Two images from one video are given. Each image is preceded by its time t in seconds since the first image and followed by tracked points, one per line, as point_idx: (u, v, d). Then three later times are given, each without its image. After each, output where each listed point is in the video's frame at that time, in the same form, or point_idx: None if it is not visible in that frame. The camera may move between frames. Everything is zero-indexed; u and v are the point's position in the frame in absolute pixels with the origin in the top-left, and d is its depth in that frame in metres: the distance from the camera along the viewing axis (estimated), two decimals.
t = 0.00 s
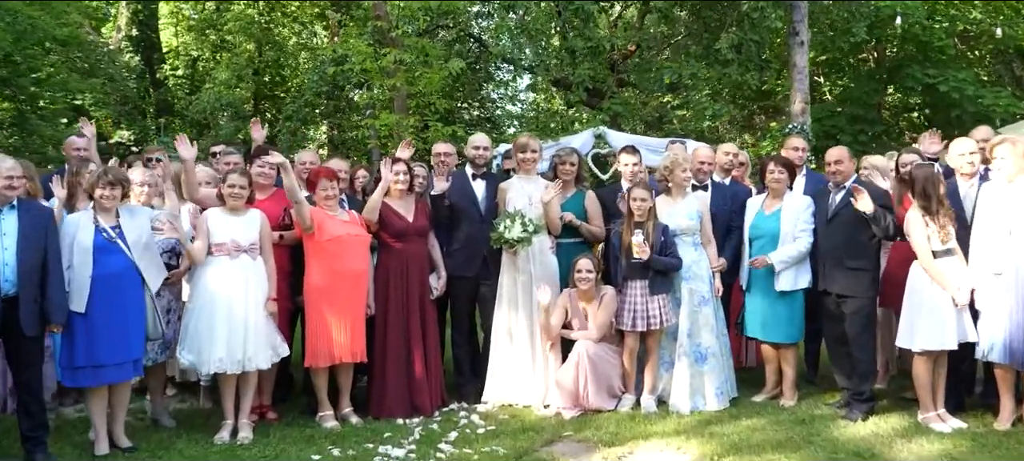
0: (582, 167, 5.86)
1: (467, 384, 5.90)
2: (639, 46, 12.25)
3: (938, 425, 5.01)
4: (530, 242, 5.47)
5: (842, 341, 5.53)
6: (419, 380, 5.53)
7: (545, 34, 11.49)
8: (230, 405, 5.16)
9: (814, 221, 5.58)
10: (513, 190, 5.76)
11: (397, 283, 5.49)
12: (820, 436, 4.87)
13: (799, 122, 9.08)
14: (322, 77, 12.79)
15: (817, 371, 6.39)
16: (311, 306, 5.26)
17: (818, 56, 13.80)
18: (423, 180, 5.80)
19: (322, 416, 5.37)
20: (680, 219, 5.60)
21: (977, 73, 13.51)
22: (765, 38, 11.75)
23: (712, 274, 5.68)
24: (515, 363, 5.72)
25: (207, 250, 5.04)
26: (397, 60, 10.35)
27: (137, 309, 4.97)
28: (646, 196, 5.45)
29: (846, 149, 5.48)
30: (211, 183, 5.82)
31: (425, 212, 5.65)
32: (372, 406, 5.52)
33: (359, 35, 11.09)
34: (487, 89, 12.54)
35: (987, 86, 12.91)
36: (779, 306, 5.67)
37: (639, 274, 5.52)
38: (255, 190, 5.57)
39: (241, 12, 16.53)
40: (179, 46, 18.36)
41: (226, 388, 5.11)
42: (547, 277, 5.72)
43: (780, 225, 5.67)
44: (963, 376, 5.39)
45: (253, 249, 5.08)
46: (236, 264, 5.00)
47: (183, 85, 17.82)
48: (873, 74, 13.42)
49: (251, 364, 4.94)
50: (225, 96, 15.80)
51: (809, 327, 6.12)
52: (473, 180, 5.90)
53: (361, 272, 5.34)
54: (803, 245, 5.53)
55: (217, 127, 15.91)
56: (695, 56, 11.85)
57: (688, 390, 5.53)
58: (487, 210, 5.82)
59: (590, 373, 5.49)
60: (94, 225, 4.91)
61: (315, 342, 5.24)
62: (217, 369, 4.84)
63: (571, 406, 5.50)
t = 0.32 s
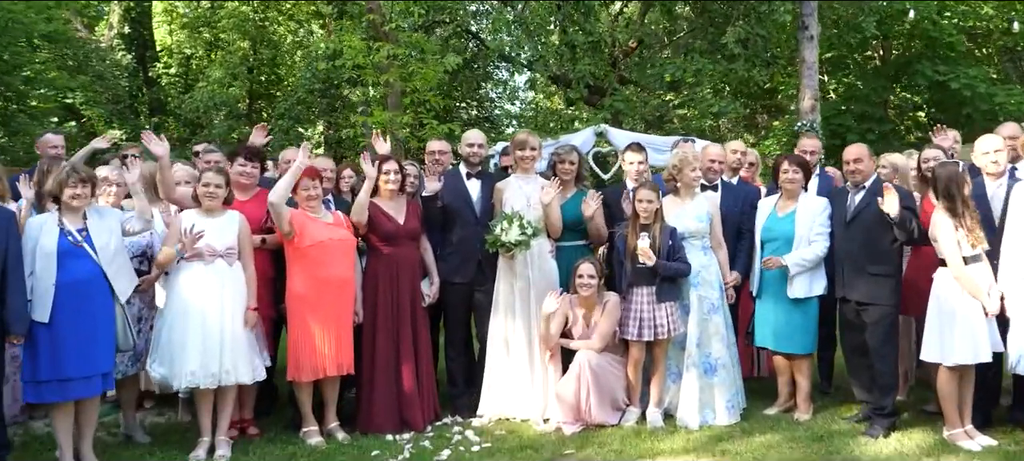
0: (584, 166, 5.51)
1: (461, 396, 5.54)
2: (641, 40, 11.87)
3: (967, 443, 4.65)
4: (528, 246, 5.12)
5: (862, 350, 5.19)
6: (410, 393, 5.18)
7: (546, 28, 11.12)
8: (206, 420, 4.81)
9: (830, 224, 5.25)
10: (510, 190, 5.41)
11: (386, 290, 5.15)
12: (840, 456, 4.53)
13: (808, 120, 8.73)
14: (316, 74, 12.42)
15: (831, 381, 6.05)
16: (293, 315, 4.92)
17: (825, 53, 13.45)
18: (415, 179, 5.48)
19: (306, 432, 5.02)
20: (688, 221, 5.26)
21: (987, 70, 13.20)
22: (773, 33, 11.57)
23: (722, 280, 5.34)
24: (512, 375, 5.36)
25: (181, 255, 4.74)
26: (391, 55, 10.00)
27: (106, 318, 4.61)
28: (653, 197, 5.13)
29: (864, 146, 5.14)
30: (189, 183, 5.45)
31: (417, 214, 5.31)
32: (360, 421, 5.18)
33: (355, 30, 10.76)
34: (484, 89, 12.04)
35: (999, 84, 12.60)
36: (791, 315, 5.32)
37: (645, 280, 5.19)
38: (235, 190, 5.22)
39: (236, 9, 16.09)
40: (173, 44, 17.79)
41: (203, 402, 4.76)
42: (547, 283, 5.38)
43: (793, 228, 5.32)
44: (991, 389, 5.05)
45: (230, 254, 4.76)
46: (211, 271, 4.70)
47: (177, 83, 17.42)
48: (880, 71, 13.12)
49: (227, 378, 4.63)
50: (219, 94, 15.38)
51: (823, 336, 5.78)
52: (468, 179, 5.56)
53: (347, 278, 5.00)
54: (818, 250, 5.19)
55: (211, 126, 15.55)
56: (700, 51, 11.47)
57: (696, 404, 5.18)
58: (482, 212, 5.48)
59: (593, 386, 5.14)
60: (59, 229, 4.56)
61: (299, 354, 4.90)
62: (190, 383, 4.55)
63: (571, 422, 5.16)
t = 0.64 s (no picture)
0: (589, 166, 5.16)
1: (458, 411, 5.19)
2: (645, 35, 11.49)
3: None
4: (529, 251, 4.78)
5: (887, 362, 4.85)
6: (403, 409, 4.83)
7: (547, 23, 10.78)
8: (183, 440, 4.45)
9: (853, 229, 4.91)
10: (509, 191, 5.07)
11: (377, 298, 4.81)
12: None
13: (820, 118, 8.39)
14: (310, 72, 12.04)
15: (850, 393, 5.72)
16: (276, 326, 4.59)
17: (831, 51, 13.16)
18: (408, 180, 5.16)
19: (291, 451, 4.67)
20: (699, 224, 4.92)
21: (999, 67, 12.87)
22: (781, 29, 11.22)
23: (737, 287, 5.00)
24: (512, 389, 5.01)
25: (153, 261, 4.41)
26: (386, 51, 9.65)
27: (73, 330, 4.26)
28: (662, 198, 4.81)
29: (890, 145, 4.81)
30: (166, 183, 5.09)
31: (411, 217, 4.96)
32: (349, 438, 4.84)
33: (350, 25, 10.41)
34: (484, 88, 11.85)
35: (1011, 82, 12.27)
36: (809, 323, 4.96)
37: (655, 287, 4.84)
38: (215, 191, 4.83)
39: (231, 7, 15.81)
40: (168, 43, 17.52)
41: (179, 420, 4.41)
42: (549, 291, 5.03)
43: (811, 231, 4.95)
44: None
45: (208, 261, 4.41)
46: (187, 279, 4.36)
47: (170, 82, 17.14)
48: (889, 69, 12.80)
49: (203, 394, 4.30)
50: (212, 93, 15.06)
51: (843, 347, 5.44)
52: (464, 180, 5.21)
53: (334, 287, 4.66)
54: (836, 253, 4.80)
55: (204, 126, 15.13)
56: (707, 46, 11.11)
57: (709, 420, 4.84)
58: (479, 214, 5.14)
59: (598, 401, 4.80)
60: (21, 233, 4.21)
61: (283, 367, 4.57)
62: (163, 400, 4.21)
63: (576, 439, 4.82)
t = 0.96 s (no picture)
0: (597, 168, 4.86)
1: (457, 429, 4.82)
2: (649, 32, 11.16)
3: None
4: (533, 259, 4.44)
5: (916, 378, 4.51)
6: (398, 429, 4.48)
7: (549, 20, 10.44)
8: None
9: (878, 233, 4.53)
10: (511, 194, 4.72)
11: (370, 310, 4.47)
12: None
13: (834, 117, 8.05)
14: (304, 70, 11.63)
15: (872, 408, 5.39)
16: (261, 341, 4.25)
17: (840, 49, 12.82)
18: (404, 184, 4.88)
19: None
20: (716, 230, 4.58)
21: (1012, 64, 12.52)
22: (790, 25, 10.87)
23: (755, 298, 4.66)
24: (514, 408, 4.65)
25: (128, 270, 4.11)
26: (382, 46, 9.30)
27: (39, 346, 3.92)
28: (676, 202, 4.48)
29: (921, 144, 4.49)
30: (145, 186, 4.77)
31: (406, 223, 4.62)
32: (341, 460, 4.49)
33: (346, 22, 10.07)
34: (484, 88, 11.60)
35: None
36: (834, 340, 4.60)
37: (669, 298, 4.51)
38: (196, 195, 4.47)
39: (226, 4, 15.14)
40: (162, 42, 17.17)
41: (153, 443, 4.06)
42: (554, 302, 4.69)
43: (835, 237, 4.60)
44: None
45: (186, 271, 4.08)
46: (162, 291, 4.03)
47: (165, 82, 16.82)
48: (899, 67, 12.46)
49: (179, 416, 3.97)
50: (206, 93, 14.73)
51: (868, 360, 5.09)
52: (462, 183, 4.89)
53: (323, 299, 4.32)
54: (864, 256, 4.40)
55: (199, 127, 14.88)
56: (715, 41, 10.72)
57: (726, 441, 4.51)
58: (478, 220, 4.80)
59: (607, 422, 4.45)
60: None
61: (268, 387, 4.23)
62: (135, 423, 3.90)
63: None
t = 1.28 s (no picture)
0: (601, 168, 4.55)
1: (450, 448, 4.47)
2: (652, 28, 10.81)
3: None
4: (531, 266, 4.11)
5: (945, 393, 4.18)
6: (385, 450, 4.13)
7: (548, 14, 10.09)
8: None
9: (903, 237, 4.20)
10: (507, 195, 4.38)
11: (354, 322, 4.14)
12: None
13: (846, 114, 7.70)
14: (296, 66, 11.18)
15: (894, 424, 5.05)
16: (235, 356, 3.92)
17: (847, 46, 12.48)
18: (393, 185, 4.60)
19: None
20: (729, 234, 4.25)
21: None
22: (798, 19, 10.51)
23: (771, 307, 4.32)
24: (511, 427, 4.28)
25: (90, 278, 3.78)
26: (374, 41, 8.96)
27: None
28: (686, 203, 4.17)
29: (951, 142, 4.16)
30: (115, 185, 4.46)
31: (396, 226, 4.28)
32: None
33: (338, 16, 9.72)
34: (482, 87, 11.24)
35: None
36: (855, 352, 4.28)
37: (678, 307, 4.18)
38: (166, 195, 4.11)
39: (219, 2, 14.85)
40: (155, 41, 16.82)
41: None
42: (554, 311, 4.35)
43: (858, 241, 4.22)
44: None
45: (151, 279, 3.76)
46: (124, 301, 3.72)
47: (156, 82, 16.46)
48: (908, 64, 12.12)
49: (138, 440, 3.65)
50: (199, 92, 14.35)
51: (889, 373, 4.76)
52: (454, 183, 4.54)
53: (301, 310, 3.98)
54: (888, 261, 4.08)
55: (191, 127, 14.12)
56: (723, 35, 10.26)
57: None
58: (472, 223, 4.46)
59: (611, 442, 4.11)
60: None
61: (243, 406, 3.90)
62: (89, 448, 3.59)
63: None
